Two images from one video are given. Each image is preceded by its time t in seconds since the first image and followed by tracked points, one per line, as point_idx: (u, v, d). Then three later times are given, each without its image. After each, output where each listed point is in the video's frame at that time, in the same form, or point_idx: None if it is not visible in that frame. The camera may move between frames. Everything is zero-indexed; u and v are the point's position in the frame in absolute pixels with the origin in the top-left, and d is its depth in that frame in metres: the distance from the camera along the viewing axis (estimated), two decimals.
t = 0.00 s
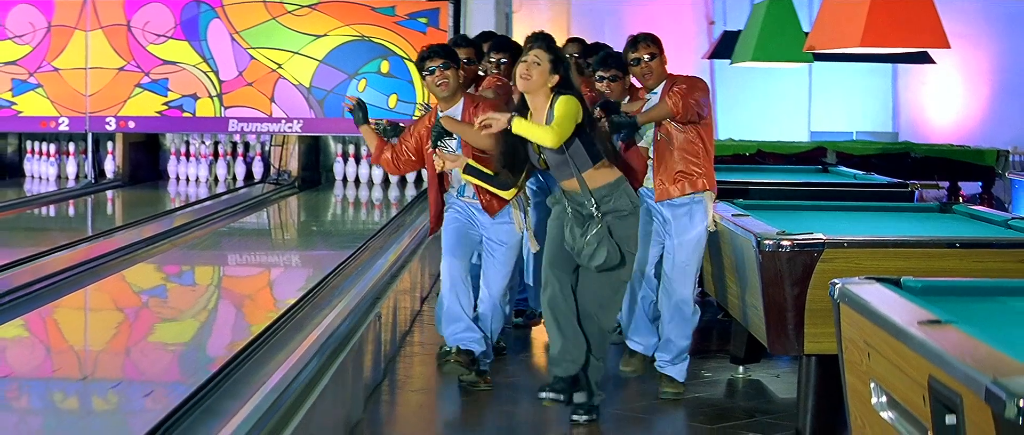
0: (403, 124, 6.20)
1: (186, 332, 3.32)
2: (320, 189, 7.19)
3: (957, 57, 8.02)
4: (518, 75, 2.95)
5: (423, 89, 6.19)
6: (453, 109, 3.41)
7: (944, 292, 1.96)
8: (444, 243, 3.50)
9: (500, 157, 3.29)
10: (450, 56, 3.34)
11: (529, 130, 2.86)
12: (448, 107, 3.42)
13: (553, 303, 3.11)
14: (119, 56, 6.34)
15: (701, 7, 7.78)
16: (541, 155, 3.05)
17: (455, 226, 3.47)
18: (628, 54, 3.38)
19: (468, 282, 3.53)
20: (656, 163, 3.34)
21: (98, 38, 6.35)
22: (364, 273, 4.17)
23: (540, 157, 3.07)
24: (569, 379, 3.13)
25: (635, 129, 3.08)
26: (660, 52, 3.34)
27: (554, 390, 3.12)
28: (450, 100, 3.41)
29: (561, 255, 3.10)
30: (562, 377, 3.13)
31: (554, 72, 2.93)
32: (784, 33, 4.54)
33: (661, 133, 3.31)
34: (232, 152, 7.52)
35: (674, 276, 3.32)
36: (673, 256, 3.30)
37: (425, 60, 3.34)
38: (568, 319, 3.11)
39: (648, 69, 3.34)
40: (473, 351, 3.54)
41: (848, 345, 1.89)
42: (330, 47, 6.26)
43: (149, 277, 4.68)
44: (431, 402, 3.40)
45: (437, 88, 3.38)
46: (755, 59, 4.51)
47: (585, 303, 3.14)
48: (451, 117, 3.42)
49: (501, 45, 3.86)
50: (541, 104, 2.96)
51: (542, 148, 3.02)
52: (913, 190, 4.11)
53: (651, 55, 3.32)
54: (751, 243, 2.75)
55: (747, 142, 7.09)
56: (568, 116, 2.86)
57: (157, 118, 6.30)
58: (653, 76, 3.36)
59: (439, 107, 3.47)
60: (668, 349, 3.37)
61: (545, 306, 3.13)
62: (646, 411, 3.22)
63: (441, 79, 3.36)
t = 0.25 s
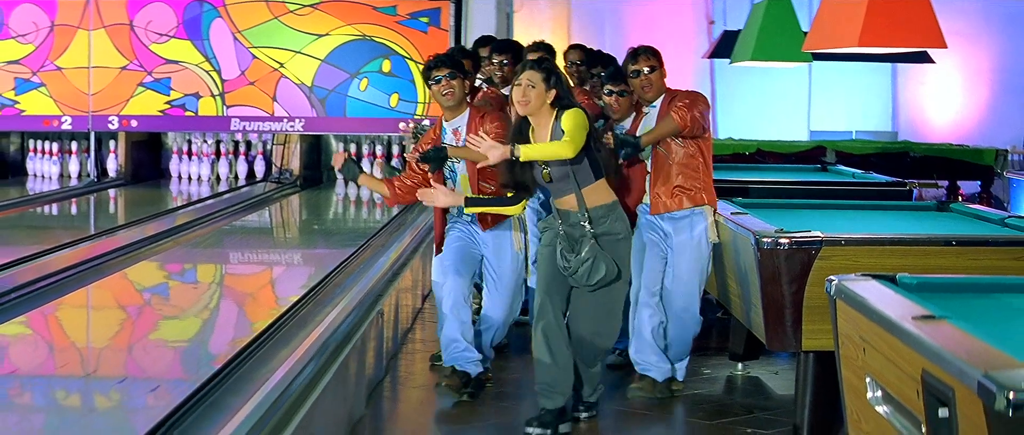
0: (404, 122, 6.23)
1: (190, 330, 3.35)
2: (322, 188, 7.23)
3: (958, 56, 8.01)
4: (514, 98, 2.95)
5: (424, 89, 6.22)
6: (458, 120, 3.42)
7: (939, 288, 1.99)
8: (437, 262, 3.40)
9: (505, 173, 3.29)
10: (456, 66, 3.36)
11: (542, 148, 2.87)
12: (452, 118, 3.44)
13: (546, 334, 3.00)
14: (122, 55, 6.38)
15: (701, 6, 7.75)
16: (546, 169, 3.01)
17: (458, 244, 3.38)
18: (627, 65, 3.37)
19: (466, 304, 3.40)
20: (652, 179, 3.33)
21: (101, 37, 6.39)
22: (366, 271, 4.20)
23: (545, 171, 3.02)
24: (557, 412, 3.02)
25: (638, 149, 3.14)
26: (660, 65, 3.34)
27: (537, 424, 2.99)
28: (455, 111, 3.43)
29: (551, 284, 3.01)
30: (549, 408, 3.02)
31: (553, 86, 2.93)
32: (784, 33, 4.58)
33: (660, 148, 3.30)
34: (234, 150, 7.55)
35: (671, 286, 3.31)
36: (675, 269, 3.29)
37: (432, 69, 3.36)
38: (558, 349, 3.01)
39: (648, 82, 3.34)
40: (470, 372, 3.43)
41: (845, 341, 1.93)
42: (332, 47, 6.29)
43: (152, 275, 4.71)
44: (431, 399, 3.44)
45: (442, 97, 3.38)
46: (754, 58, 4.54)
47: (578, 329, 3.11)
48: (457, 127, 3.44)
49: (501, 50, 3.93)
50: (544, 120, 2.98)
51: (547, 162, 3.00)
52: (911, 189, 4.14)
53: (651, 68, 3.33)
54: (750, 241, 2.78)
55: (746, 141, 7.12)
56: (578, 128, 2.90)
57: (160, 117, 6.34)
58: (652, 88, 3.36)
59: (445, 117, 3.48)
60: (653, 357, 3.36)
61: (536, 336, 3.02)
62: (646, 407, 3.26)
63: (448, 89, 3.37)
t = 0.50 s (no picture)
0: (404, 122, 6.26)
1: (191, 328, 3.37)
2: (322, 188, 7.25)
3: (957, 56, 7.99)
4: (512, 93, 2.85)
5: (424, 88, 6.25)
6: (458, 112, 3.46)
7: (932, 285, 2.02)
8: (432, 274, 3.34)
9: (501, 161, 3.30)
10: (458, 59, 3.39)
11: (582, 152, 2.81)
12: (452, 110, 3.47)
13: (533, 328, 3.05)
14: (123, 55, 6.40)
15: (700, 6, 7.74)
16: (545, 156, 2.91)
17: (451, 250, 3.35)
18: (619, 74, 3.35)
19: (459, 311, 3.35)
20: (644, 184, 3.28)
21: (102, 37, 6.41)
22: (367, 269, 4.23)
23: (542, 160, 2.92)
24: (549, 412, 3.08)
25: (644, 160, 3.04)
26: (652, 74, 3.34)
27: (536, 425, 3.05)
28: (455, 103, 3.45)
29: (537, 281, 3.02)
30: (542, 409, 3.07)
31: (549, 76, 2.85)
32: (782, 33, 4.60)
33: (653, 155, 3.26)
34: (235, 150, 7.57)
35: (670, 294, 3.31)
36: (674, 276, 3.27)
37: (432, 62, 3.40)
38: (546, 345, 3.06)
39: (640, 91, 3.35)
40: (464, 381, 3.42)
41: (839, 338, 1.95)
42: (332, 47, 6.31)
43: (153, 274, 4.74)
44: (432, 396, 3.47)
45: (443, 89, 3.40)
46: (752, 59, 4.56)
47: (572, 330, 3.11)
48: (455, 119, 3.48)
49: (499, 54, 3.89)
50: (541, 112, 2.88)
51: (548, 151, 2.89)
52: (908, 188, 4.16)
53: (644, 78, 3.32)
54: (746, 239, 2.81)
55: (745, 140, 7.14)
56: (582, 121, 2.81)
57: (161, 117, 6.37)
58: (643, 98, 3.36)
59: (444, 109, 3.50)
60: (656, 368, 3.31)
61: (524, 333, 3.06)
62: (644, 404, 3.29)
63: (448, 81, 3.39)
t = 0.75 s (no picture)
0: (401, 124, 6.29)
1: (190, 327, 3.40)
2: (320, 189, 7.28)
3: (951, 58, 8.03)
4: (536, 60, 3.00)
5: (422, 90, 6.28)
6: (456, 100, 3.44)
7: (923, 284, 2.05)
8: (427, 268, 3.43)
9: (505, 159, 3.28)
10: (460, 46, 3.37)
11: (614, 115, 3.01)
12: (449, 97, 3.44)
13: (500, 307, 3.13)
14: (122, 56, 6.43)
15: (696, 8, 7.76)
16: (543, 129, 2.98)
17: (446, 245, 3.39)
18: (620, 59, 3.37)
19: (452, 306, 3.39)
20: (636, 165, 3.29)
21: (101, 38, 6.43)
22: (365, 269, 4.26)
23: (541, 133, 2.99)
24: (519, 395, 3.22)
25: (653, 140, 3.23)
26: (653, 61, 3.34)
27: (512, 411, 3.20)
28: (455, 91, 3.45)
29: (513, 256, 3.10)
30: (514, 392, 3.21)
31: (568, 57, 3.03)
32: (776, 35, 4.63)
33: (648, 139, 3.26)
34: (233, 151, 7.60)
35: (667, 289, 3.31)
36: (672, 272, 3.27)
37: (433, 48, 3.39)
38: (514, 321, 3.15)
39: (641, 76, 3.35)
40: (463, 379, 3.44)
41: (832, 336, 1.98)
42: (330, 48, 6.34)
43: (152, 274, 4.76)
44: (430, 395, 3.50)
45: (445, 77, 3.39)
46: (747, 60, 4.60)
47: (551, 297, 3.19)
48: (453, 107, 3.44)
49: (492, 55, 3.88)
50: (550, 86, 3.00)
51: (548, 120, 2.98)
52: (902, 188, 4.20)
53: (644, 64, 3.33)
54: (741, 239, 2.84)
55: (741, 141, 7.18)
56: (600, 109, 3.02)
57: (160, 118, 6.40)
58: (642, 84, 3.36)
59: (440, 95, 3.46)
60: (651, 368, 3.36)
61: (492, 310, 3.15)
62: (640, 402, 3.32)
63: (450, 70, 3.38)
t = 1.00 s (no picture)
0: (399, 126, 6.31)
1: (190, 328, 3.42)
2: (319, 190, 7.30)
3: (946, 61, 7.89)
4: (521, 133, 2.96)
5: (420, 92, 6.30)
6: (461, 103, 3.52)
7: (916, 283, 2.08)
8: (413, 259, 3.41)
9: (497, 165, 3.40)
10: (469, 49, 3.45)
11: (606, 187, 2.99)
12: (455, 99, 3.52)
13: (466, 316, 3.00)
14: (121, 59, 6.45)
15: (693, 10, 7.81)
16: (541, 206, 2.98)
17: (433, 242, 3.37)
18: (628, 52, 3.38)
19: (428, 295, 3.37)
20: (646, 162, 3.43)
21: (101, 41, 6.46)
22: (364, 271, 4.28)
23: (538, 209, 2.98)
24: (468, 407, 3.11)
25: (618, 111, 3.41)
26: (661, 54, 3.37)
27: (452, 421, 3.07)
28: (460, 93, 3.52)
29: (491, 284, 3.02)
30: (461, 403, 3.09)
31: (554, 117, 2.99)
32: (772, 38, 4.67)
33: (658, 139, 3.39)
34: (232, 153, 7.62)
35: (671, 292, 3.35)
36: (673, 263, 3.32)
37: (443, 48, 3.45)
38: (476, 331, 3.04)
39: (647, 70, 3.35)
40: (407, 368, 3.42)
41: (826, 335, 2.01)
42: (329, 50, 6.36)
43: (151, 275, 4.79)
44: (428, 394, 3.52)
45: (451, 77, 3.46)
46: (743, 62, 4.63)
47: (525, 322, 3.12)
48: (457, 108, 3.53)
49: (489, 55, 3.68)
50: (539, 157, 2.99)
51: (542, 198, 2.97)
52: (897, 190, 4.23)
53: (652, 57, 3.35)
54: (736, 240, 2.87)
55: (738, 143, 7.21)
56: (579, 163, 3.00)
57: (159, 120, 6.42)
58: (648, 77, 3.36)
59: (444, 95, 3.54)
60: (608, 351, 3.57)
61: (454, 312, 3.02)
62: (638, 402, 3.34)
63: (456, 71, 3.45)
